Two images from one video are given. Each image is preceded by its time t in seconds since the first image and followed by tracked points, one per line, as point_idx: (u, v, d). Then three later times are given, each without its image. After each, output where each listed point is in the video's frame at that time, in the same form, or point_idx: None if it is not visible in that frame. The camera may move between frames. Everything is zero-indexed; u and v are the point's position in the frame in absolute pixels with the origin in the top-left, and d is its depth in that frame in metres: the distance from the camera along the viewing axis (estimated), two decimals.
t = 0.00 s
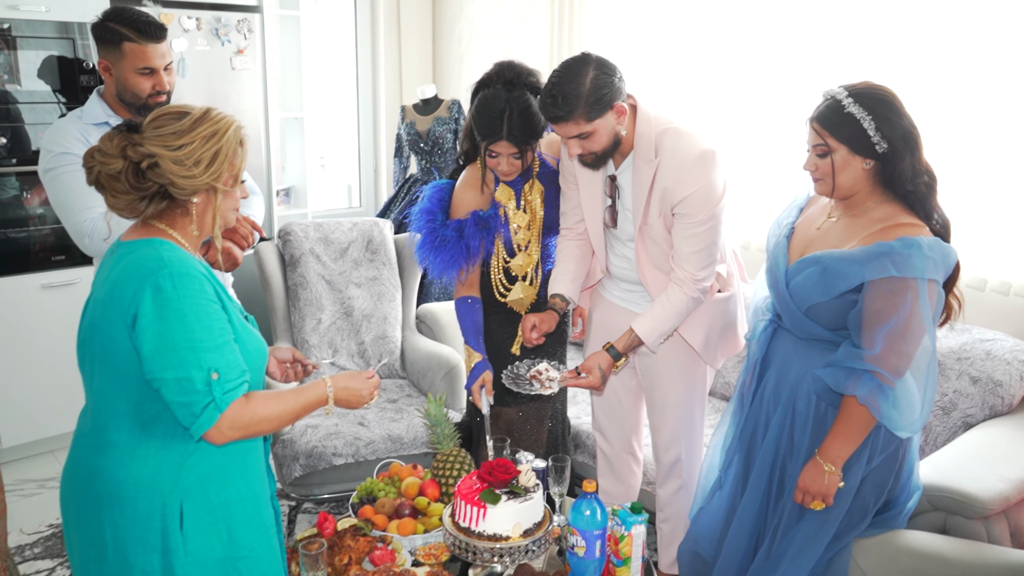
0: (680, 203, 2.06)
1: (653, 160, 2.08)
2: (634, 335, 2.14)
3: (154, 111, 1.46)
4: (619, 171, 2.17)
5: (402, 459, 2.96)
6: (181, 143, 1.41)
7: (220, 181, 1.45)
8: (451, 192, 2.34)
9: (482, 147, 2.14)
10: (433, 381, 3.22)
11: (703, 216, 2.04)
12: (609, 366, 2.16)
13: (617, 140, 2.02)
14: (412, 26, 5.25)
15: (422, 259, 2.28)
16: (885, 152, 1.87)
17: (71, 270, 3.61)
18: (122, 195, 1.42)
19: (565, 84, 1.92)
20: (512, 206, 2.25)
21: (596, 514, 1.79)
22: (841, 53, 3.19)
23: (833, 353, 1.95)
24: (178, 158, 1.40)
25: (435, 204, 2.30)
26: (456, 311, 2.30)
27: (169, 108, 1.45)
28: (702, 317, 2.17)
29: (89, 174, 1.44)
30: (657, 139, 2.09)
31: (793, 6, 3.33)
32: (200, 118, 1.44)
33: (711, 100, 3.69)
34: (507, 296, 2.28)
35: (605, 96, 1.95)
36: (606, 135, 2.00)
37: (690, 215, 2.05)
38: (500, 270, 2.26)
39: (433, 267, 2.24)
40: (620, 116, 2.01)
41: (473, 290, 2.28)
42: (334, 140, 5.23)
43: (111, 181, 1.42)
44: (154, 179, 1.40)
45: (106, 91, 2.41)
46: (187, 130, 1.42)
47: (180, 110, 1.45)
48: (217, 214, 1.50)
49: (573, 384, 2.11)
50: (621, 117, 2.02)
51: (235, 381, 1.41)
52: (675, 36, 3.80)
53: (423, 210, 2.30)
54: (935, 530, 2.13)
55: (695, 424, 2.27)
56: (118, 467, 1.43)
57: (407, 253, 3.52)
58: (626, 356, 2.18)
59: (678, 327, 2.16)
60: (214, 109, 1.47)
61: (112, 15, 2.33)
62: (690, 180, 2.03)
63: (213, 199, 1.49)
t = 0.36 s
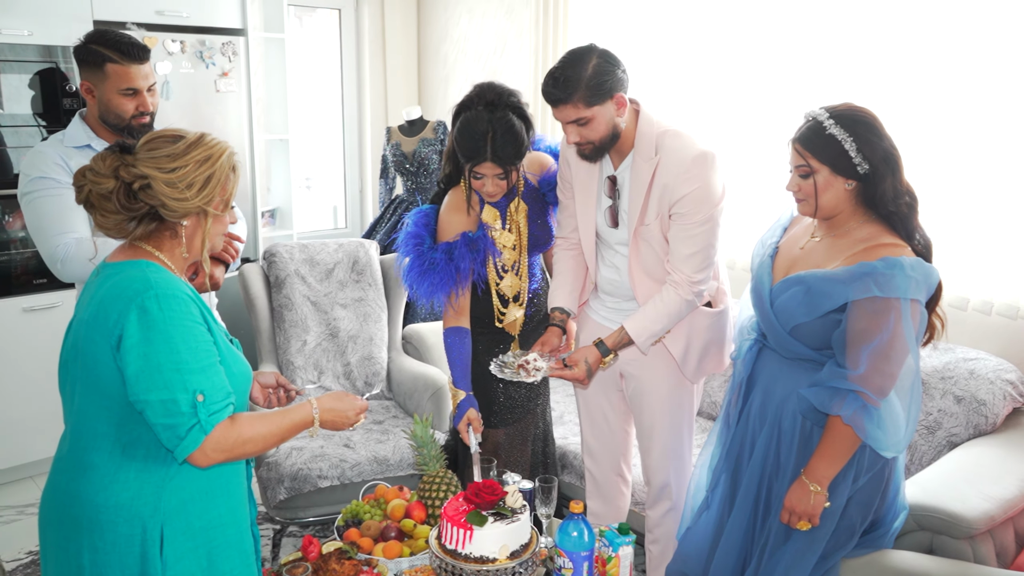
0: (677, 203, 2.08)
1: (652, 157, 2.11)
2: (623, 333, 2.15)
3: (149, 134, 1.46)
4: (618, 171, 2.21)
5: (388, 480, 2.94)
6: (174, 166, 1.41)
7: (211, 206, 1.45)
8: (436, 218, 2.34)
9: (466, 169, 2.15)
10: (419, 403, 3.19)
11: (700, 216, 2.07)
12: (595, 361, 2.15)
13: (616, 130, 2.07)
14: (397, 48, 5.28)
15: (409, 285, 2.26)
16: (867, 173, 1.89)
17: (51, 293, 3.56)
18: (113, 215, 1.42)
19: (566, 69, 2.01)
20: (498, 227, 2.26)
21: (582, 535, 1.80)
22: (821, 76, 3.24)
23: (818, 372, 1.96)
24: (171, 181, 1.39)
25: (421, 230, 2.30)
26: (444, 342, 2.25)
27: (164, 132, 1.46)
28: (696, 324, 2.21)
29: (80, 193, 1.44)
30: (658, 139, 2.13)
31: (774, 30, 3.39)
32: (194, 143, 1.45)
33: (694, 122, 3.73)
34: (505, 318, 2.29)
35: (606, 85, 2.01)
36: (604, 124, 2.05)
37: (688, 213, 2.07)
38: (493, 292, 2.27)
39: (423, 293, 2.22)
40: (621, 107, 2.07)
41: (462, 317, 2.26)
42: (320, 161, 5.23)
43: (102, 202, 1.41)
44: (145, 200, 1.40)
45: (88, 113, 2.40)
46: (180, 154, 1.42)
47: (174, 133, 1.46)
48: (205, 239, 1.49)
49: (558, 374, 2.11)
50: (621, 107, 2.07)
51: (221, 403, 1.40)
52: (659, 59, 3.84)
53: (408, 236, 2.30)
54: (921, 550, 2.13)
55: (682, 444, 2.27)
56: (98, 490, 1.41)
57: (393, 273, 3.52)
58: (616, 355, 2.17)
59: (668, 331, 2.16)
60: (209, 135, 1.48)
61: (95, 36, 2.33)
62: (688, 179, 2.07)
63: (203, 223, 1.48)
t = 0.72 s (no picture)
0: (682, 192, 2.08)
1: (664, 145, 2.11)
2: (611, 320, 2.16)
3: (155, 135, 1.47)
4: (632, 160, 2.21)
5: (387, 480, 2.93)
6: (181, 167, 1.41)
7: (218, 208, 1.46)
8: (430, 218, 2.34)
9: (463, 172, 2.15)
10: (418, 403, 3.19)
11: (704, 208, 2.06)
12: (579, 345, 2.17)
13: (633, 111, 2.09)
14: (396, 48, 5.27)
15: (405, 286, 2.27)
16: (865, 173, 1.89)
17: (49, 293, 3.55)
18: (120, 216, 1.42)
19: (590, 45, 2.03)
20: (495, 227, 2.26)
21: (582, 535, 1.80)
22: (820, 75, 3.23)
23: (818, 373, 1.96)
24: (178, 182, 1.40)
25: (416, 231, 2.30)
26: (443, 342, 2.26)
27: (172, 134, 1.47)
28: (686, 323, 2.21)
29: (88, 194, 1.44)
30: (671, 128, 2.13)
31: (773, 29, 3.38)
32: (202, 144, 1.45)
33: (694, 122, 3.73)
34: (501, 318, 2.29)
35: (626, 63, 2.03)
36: (621, 104, 2.07)
37: (691, 205, 2.07)
38: (488, 292, 2.27)
39: (420, 294, 2.22)
40: (638, 90, 2.08)
41: (459, 316, 2.27)
42: (319, 161, 5.24)
43: (109, 203, 1.42)
44: (152, 201, 1.40)
45: (88, 112, 2.39)
46: (188, 156, 1.43)
47: (181, 136, 1.46)
48: (212, 240, 1.49)
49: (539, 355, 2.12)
50: (640, 90, 2.08)
51: (234, 398, 1.42)
52: (658, 58, 3.84)
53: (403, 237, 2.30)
54: (921, 550, 2.13)
55: (682, 444, 2.27)
56: (99, 488, 1.41)
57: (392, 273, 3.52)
58: (601, 341, 2.18)
59: (656, 325, 2.17)
60: (216, 137, 1.48)
61: (95, 35, 2.32)
62: (694, 168, 2.06)
63: (209, 224, 1.48)
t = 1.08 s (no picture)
0: (683, 191, 2.07)
1: (668, 145, 2.11)
2: (600, 317, 2.17)
3: (169, 138, 1.47)
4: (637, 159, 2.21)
5: (386, 480, 2.93)
6: (193, 173, 1.41)
7: (229, 214, 1.46)
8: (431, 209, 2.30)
9: (491, 175, 2.13)
10: (417, 402, 3.19)
11: (705, 208, 2.06)
12: (567, 341, 2.19)
13: (637, 109, 2.08)
14: (395, 47, 5.27)
15: (405, 275, 2.22)
16: (862, 172, 1.89)
17: (48, 294, 3.56)
18: (132, 219, 1.43)
19: (598, 41, 2.03)
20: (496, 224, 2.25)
21: (581, 535, 1.80)
22: (818, 74, 3.23)
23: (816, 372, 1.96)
24: (191, 188, 1.40)
25: (416, 220, 2.26)
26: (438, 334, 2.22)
27: (186, 138, 1.47)
28: (681, 323, 2.21)
29: (101, 196, 1.45)
30: (675, 127, 2.12)
31: (772, 28, 3.38)
32: (215, 150, 1.45)
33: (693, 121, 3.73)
34: (484, 313, 2.28)
35: (638, 56, 2.02)
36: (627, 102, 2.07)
37: (690, 205, 2.06)
38: (478, 285, 2.26)
39: (415, 281, 2.19)
40: (645, 87, 2.07)
41: (455, 309, 2.23)
42: (319, 161, 5.24)
43: (122, 206, 1.43)
44: (165, 206, 1.41)
45: (87, 112, 2.39)
46: (200, 162, 1.43)
47: (195, 141, 1.46)
48: (221, 244, 1.50)
49: (525, 347, 2.17)
50: (647, 87, 2.08)
51: (255, 390, 1.45)
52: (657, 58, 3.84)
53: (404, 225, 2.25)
54: (921, 549, 2.12)
55: (682, 443, 2.27)
56: (107, 486, 1.41)
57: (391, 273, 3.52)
58: (591, 339, 2.20)
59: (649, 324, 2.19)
60: (229, 142, 1.48)
61: (95, 35, 2.32)
62: (694, 169, 2.05)
63: (220, 229, 1.49)
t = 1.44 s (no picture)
0: (685, 192, 2.07)
1: (668, 146, 2.11)
2: (606, 322, 2.15)
3: (191, 140, 1.47)
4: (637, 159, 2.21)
5: (384, 480, 2.93)
6: (212, 176, 1.42)
7: (244, 217, 1.46)
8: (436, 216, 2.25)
9: (501, 188, 2.14)
10: (416, 402, 3.18)
11: (707, 209, 2.05)
12: (574, 345, 2.15)
13: (637, 111, 2.08)
14: (395, 46, 5.27)
15: (416, 284, 2.17)
16: (859, 172, 1.88)
17: (47, 293, 3.55)
18: (149, 218, 1.44)
19: (594, 46, 2.02)
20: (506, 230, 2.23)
21: (579, 535, 1.80)
22: (819, 74, 3.23)
23: (814, 373, 1.95)
24: (208, 191, 1.41)
25: (424, 228, 2.21)
26: (446, 343, 2.16)
27: (207, 140, 1.47)
28: (682, 323, 2.20)
29: (121, 194, 1.46)
30: (674, 127, 2.12)
31: (773, 28, 3.38)
32: (234, 154, 1.46)
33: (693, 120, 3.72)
34: (510, 317, 2.26)
35: (631, 65, 2.02)
36: (627, 104, 2.06)
37: (693, 206, 2.06)
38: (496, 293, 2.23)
39: (428, 289, 2.14)
40: (643, 89, 2.07)
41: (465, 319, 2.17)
42: (319, 160, 5.23)
43: (140, 205, 1.44)
44: (182, 207, 1.42)
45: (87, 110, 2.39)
46: (219, 165, 1.43)
47: (216, 143, 1.47)
48: (236, 248, 1.51)
49: (536, 353, 2.11)
50: (644, 90, 2.07)
51: (251, 395, 1.44)
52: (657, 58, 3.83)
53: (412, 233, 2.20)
54: (920, 549, 2.12)
55: (682, 443, 2.26)
56: (104, 478, 1.41)
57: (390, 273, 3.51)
58: (597, 342, 2.18)
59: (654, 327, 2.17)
60: (249, 147, 1.49)
61: (97, 34, 2.31)
62: (696, 170, 2.05)
63: (235, 232, 1.49)
